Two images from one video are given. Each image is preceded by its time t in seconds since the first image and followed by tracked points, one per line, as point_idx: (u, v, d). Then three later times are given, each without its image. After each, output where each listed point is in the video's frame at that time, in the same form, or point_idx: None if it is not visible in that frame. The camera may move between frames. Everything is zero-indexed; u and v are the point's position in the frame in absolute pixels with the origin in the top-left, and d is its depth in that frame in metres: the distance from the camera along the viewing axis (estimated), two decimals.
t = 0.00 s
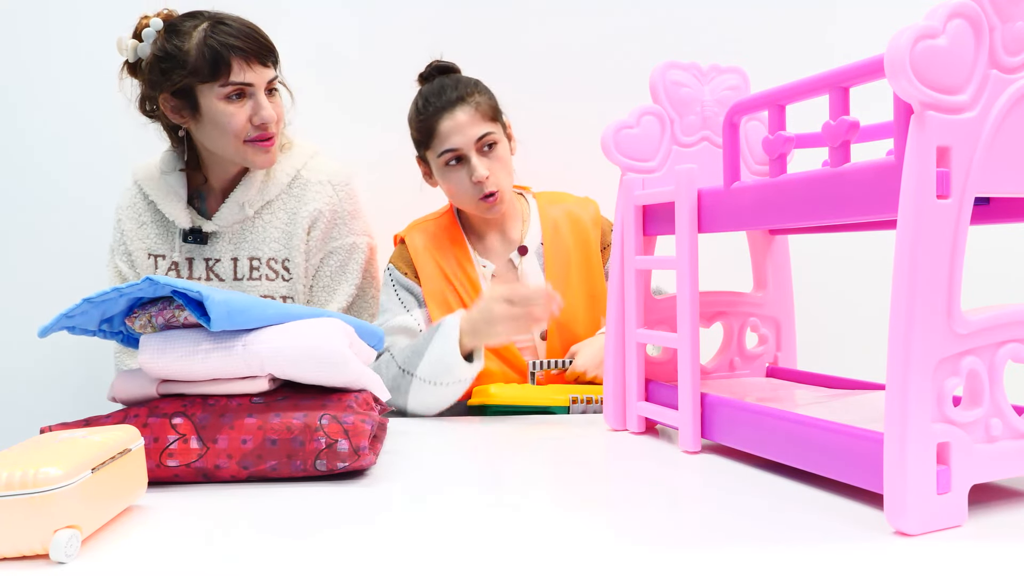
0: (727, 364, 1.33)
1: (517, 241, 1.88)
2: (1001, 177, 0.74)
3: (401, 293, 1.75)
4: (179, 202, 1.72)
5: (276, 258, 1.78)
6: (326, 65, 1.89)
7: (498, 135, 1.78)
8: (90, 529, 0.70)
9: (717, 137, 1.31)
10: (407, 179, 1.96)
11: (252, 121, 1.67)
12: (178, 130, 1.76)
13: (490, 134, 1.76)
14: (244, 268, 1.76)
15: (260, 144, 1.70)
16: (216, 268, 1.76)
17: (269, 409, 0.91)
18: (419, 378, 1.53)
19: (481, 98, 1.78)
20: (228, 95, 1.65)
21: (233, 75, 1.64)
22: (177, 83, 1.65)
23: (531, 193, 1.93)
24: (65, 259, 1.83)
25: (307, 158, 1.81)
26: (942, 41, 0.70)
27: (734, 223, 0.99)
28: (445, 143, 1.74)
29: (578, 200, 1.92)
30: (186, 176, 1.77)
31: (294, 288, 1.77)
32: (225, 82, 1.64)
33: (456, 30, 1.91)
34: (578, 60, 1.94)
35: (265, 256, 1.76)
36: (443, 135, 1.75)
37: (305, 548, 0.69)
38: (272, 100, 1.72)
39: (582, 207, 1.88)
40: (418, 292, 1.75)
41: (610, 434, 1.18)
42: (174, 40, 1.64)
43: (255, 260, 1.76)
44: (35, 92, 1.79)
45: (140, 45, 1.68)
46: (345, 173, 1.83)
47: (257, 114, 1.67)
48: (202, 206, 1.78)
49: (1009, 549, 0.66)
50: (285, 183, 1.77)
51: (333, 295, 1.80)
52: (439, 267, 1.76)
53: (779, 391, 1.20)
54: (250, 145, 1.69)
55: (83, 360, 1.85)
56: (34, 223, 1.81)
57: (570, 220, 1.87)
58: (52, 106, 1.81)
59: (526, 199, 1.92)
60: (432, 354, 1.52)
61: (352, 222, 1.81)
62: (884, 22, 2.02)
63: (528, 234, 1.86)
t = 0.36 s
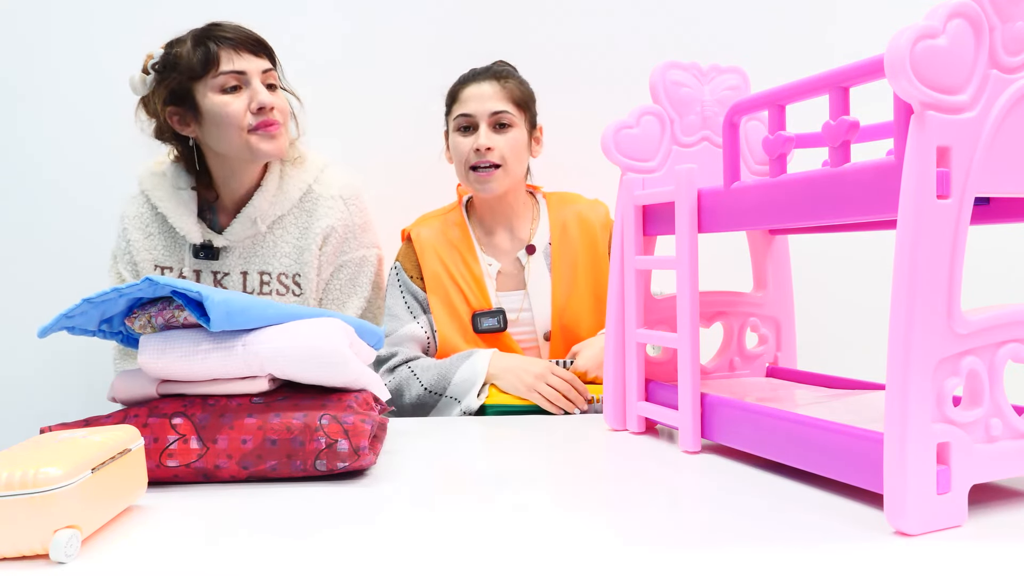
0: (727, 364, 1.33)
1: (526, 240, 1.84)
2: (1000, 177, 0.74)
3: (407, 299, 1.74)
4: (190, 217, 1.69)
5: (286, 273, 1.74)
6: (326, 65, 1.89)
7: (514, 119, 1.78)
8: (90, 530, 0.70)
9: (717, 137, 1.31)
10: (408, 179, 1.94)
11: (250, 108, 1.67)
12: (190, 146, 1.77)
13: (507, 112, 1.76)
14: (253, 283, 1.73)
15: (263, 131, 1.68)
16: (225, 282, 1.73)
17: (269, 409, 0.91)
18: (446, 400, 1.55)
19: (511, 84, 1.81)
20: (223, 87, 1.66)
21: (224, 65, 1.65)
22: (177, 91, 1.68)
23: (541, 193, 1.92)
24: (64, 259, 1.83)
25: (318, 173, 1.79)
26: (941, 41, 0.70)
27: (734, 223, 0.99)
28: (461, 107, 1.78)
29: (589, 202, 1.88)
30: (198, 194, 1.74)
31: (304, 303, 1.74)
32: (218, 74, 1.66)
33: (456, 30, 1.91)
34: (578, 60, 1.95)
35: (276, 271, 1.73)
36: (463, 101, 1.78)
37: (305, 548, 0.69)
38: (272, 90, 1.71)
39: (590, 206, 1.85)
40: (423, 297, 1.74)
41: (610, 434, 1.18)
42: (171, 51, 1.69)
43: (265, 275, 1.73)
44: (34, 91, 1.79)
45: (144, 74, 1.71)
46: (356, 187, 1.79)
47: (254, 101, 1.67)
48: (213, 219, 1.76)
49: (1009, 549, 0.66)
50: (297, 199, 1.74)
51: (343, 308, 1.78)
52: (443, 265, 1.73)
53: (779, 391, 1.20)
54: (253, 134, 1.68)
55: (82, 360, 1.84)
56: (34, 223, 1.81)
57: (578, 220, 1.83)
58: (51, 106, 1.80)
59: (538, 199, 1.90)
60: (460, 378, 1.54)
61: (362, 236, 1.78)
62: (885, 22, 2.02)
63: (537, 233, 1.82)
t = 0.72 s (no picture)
0: (727, 364, 1.33)
1: (540, 239, 1.85)
2: (1000, 177, 0.74)
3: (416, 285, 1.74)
4: (195, 210, 1.68)
5: (290, 268, 1.76)
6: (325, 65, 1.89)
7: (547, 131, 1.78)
8: (90, 530, 0.70)
9: (717, 137, 1.31)
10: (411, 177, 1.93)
11: (277, 160, 1.67)
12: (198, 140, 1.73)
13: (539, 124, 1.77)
14: (257, 277, 1.75)
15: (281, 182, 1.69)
16: (229, 276, 1.74)
17: (269, 409, 0.91)
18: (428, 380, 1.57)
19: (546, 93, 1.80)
20: (256, 134, 1.64)
21: (264, 117, 1.62)
22: (207, 110, 1.64)
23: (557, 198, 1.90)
24: (64, 259, 1.83)
25: (323, 169, 1.79)
26: (942, 41, 0.70)
27: (734, 223, 0.99)
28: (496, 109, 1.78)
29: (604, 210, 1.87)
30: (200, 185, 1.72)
31: (306, 297, 1.74)
32: (255, 123, 1.62)
33: (456, 29, 1.91)
34: (578, 61, 1.95)
35: (279, 265, 1.75)
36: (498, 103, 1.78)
37: (305, 548, 0.69)
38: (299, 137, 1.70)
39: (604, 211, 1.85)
40: (434, 287, 1.74)
41: (610, 435, 1.18)
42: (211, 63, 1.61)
43: (268, 269, 1.75)
44: (34, 91, 1.79)
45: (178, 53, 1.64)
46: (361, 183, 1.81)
47: (283, 156, 1.67)
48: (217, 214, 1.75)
49: (1009, 549, 0.66)
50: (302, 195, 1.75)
51: (345, 304, 1.77)
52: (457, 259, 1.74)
53: (779, 391, 1.20)
54: (271, 182, 1.69)
55: (82, 360, 1.84)
56: (33, 223, 1.81)
57: (592, 228, 1.83)
58: (50, 106, 1.80)
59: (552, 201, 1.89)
60: (444, 357, 1.56)
61: (365, 231, 1.78)
62: (884, 22, 2.02)
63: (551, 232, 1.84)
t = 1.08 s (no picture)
0: (727, 364, 1.33)
1: (549, 242, 1.88)
2: (1000, 177, 0.74)
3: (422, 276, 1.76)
4: (196, 216, 1.67)
5: (290, 272, 1.75)
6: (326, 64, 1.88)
7: (557, 139, 1.80)
8: (90, 530, 0.70)
9: (717, 137, 1.31)
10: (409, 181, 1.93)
11: (272, 152, 1.65)
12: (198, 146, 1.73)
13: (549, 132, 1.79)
14: (257, 281, 1.73)
15: (279, 175, 1.67)
16: (229, 280, 1.73)
17: (269, 409, 0.91)
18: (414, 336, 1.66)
19: (557, 99, 1.81)
20: (250, 126, 1.64)
21: (256, 106, 1.62)
22: (200, 109, 1.64)
23: (568, 199, 1.92)
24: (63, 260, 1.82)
25: (323, 173, 1.78)
26: (942, 41, 0.70)
27: (734, 223, 0.99)
28: (506, 117, 1.80)
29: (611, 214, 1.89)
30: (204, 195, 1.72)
31: (308, 302, 1.74)
32: (247, 113, 1.62)
33: (456, 29, 1.91)
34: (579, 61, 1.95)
35: (279, 269, 1.74)
36: (507, 111, 1.80)
37: (306, 547, 0.69)
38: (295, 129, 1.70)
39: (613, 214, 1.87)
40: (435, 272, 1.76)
41: (610, 435, 1.18)
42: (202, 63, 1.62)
43: (269, 274, 1.73)
44: (33, 92, 1.79)
45: (168, 59, 1.64)
46: (362, 186, 1.80)
47: (278, 146, 1.65)
48: (218, 218, 1.75)
49: (1009, 549, 0.67)
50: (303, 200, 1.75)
51: (347, 308, 1.77)
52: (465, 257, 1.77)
53: (779, 391, 1.20)
54: (269, 175, 1.67)
55: (82, 360, 1.84)
56: (33, 223, 1.81)
57: (601, 232, 1.84)
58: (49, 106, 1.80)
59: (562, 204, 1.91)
60: (428, 311, 1.65)
61: (366, 235, 1.79)
62: (884, 22, 2.02)
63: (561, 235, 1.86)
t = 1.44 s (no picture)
0: (727, 364, 1.33)
1: (552, 242, 1.87)
2: (1000, 177, 0.74)
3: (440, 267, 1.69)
4: (195, 211, 1.66)
5: (290, 270, 1.75)
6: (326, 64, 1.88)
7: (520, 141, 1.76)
8: (89, 530, 0.70)
9: (717, 137, 1.31)
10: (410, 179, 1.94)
11: (235, 125, 1.61)
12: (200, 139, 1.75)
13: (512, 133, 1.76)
14: (257, 280, 1.73)
15: (242, 149, 1.62)
16: (229, 278, 1.71)
17: (269, 409, 0.91)
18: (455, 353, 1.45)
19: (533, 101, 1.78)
20: (216, 98, 1.61)
21: (220, 75, 1.60)
22: (184, 87, 1.66)
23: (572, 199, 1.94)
24: (63, 259, 1.82)
25: (324, 172, 1.78)
26: (941, 41, 0.70)
27: (734, 223, 0.99)
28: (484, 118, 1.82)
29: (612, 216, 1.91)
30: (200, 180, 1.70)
31: (308, 301, 1.74)
32: (213, 82, 1.60)
33: (456, 30, 1.91)
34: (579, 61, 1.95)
35: (280, 268, 1.73)
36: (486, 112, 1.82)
37: (306, 547, 0.69)
38: (269, 109, 1.65)
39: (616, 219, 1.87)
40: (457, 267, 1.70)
41: (610, 435, 1.18)
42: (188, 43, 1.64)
43: (269, 272, 1.73)
44: (33, 92, 1.79)
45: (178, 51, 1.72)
46: (362, 186, 1.80)
47: (239, 119, 1.60)
48: (218, 215, 1.75)
49: (1009, 549, 0.66)
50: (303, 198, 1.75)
51: (346, 307, 1.78)
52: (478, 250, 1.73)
53: (779, 391, 1.20)
54: (233, 150, 1.62)
55: (82, 360, 1.84)
56: (33, 223, 1.80)
57: (604, 234, 1.85)
58: (49, 106, 1.80)
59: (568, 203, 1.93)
60: (469, 332, 1.43)
61: (367, 235, 1.79)
62: (884, 22, 2.02)
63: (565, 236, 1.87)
